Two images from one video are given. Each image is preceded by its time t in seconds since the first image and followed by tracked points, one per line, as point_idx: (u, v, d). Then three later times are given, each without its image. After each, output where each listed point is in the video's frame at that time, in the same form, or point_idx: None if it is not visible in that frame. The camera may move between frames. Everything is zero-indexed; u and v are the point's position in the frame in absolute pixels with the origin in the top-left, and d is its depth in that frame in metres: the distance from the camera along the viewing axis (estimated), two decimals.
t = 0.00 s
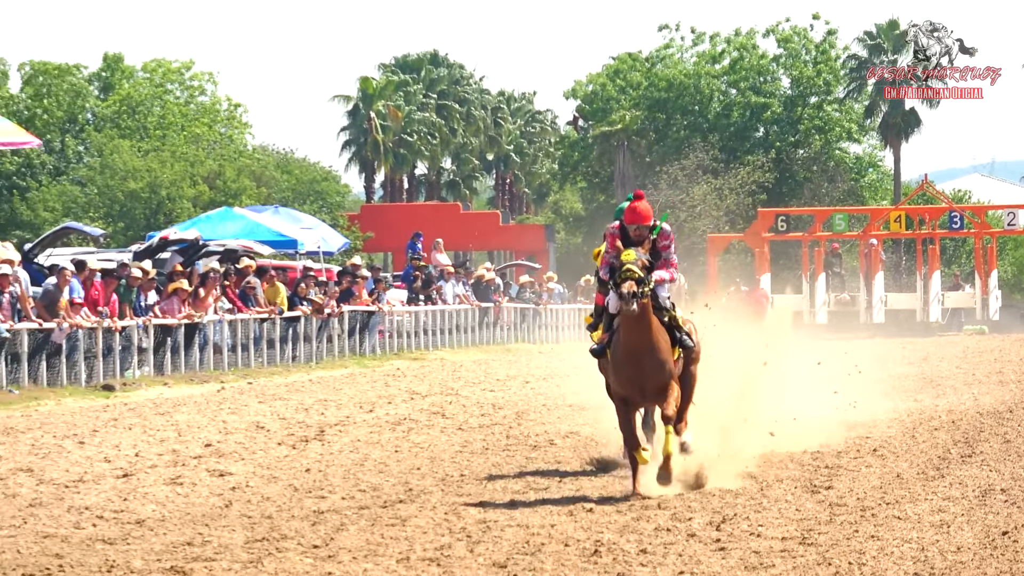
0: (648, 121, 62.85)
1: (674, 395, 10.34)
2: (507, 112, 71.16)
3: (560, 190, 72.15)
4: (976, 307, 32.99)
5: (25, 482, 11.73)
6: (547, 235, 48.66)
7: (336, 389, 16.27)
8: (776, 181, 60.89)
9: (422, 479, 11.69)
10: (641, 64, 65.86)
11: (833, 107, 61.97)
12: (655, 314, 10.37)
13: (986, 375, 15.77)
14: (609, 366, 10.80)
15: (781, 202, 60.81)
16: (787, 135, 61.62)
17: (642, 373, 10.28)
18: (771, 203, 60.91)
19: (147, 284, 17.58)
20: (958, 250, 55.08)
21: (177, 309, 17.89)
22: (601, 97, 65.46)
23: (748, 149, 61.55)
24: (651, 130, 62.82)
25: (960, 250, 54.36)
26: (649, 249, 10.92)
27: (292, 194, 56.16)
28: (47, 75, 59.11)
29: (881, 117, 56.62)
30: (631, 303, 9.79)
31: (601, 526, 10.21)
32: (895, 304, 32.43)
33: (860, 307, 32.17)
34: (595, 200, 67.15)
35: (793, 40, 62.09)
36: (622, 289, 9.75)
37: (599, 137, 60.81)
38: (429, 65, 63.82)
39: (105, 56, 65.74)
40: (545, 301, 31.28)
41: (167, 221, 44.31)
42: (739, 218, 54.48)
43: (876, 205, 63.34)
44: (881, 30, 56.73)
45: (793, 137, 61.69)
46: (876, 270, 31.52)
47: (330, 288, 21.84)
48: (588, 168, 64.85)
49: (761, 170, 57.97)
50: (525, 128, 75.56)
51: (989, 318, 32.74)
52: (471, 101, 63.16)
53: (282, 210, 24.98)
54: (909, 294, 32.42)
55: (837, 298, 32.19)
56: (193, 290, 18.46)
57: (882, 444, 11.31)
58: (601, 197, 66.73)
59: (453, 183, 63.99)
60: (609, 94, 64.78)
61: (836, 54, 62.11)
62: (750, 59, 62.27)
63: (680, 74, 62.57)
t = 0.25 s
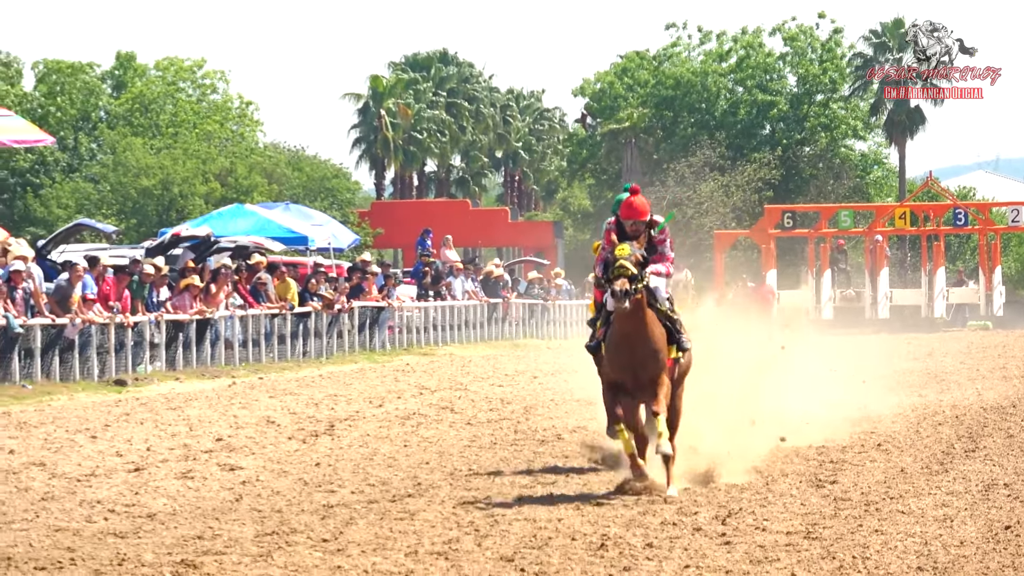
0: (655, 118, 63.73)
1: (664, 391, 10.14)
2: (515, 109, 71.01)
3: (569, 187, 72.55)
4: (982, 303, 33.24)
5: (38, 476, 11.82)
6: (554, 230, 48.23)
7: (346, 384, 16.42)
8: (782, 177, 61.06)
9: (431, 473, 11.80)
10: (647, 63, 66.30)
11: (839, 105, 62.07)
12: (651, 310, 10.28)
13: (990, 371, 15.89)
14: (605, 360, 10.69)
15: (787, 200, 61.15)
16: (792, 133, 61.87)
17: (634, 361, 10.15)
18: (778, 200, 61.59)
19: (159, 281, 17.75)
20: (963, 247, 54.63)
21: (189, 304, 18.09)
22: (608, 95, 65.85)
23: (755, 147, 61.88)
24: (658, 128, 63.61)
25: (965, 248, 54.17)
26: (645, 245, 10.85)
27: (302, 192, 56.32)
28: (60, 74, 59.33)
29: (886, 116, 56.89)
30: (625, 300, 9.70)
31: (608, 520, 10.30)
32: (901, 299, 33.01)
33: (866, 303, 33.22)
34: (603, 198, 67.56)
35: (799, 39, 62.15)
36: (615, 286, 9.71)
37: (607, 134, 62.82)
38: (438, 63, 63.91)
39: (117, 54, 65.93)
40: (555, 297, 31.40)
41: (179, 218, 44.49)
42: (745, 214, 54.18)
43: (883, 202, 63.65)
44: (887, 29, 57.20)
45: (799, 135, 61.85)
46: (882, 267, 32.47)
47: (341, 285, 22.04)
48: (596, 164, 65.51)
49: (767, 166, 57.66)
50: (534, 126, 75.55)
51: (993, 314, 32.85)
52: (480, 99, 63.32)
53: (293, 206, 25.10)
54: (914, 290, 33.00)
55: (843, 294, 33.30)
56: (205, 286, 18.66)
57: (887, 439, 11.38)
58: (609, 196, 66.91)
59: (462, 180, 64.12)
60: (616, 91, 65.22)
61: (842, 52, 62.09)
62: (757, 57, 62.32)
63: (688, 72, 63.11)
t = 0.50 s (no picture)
0: (658, 116, 65.47)
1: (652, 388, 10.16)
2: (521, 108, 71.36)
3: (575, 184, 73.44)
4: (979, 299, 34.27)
5: (45, 471, 11.84)
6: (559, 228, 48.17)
7: (352, 380, 16.58)
8: (784, 175, 62.74)
9: (435, 469, 11.88)
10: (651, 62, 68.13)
11: (840, 104, 63.55)
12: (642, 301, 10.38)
13: (986, 370, 16.15)
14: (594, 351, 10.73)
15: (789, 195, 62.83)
16: (794, 131, 63.25)
17: (624, 354, 10.21)
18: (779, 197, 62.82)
19: (167, 279, 17.85)
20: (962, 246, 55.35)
21: (196, 302, 18.25)
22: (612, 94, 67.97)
23: (756, 145, 63.31)
24: (662, 126, 65.57)
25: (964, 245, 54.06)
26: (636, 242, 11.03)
27: (310, 190, 56.51)
28: (69, 73, 59.66)
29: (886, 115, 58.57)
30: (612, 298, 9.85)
31: (610, 515, 10.37)
32: (900, 295, 33.80)
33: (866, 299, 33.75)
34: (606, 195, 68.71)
35: (801, 39, 63.58)
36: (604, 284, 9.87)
37: (610, 133, 64.87)
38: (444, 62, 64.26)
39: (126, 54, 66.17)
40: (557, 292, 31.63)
41: (187, 216, 44.63)
42: (747, 212, 55.82)
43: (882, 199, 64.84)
44: (887, 28, 58.50)
45: (800, 133, 63.31)
46: (882, 263, 33.11)
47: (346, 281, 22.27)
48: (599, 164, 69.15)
49: (768, 164, 58.90)
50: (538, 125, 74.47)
51: (993, 310, 33.97)
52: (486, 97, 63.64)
53: (299, 205, 25.24)
54: (914, 287, 33.82)
55: (843, 290, 33.89)
56: (211, 283, 18.77)
57: (886, 434, 11.53)
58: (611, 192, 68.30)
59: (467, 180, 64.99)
60: (620, 90, 67.27)
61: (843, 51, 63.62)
62: (758, 55, 63.76)
63: (691, 71, 64.47)
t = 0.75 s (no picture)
0: (661, 116, 65.57)
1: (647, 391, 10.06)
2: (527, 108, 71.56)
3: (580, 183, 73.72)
4: (980, 298, 34.58)
5: (55, 469, 11.93)
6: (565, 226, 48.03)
7: (358, 378, 16.71)
8: (786, 176, 62.86)
9: (441, 467, 11.98)
10: (653, 62, 68.56)
11: (842, 104, 63.70)
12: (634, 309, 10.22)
13: (986, 368, 16.30)
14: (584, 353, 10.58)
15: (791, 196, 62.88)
16: (796, 132, 63.41)
17: (616, 360, 10.07)
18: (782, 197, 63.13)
19: (176, 278, 17.96)
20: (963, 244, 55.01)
21: (204, 301, 18.39)
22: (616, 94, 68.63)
23: (759, 145, 63.53)
24: (664, 126, 65.64)
25: (964, 245, 54.51)
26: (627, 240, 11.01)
27: (318, 190, 56.67)
28: (78, 74, 60.42)
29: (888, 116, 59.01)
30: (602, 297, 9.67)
31: (613, 513, 10.46)
32: (902, 294, 34.09)
33: (868, 299, 33.81)
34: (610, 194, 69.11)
35: (802, 40, 64.06)
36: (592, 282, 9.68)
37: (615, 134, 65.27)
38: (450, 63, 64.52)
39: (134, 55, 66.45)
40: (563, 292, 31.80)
41: (196, 215, 44.77)
42: (750, 211, 56.11)
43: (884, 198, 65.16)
44: (888, 29, 58.60)
45: (802, 134, 63.26)
46: (884, 263, 33.35)
47: (352, 281, 22.43)
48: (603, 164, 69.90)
49: (770, 164, 58.70)
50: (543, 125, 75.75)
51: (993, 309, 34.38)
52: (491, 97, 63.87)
53: (306, 205, 25.37)
54: (915, 286, 34.07)
55: (845, 290, 33.79)
56: (220, 282, 18.91)
57: (887, 433, 11.62)
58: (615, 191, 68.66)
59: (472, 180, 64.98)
60: (623, 90, 67.66)
61: (845, 52, 63.98)
62: (760, 57, 64.25)
63: (694, 71, 64.87)
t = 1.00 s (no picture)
0: (666, 117, 65.92)
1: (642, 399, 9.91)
2: (532, 109, 71.76)
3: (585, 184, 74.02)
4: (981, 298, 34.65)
5: (64, 468, 12.03)
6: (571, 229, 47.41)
7: (365, 377, 16.83)
8: (789, 176, 62.97)
9: (447, 465, 12.10)
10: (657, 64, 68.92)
11: (844, 105, 64.21)
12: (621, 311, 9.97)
13: (985, 366, 16.46)
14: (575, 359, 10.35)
15: (794, 196, 63.03)
16: (799, 133, 63.85)
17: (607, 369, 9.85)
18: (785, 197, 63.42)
19: (185, 278, 18.07)
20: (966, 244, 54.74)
21: (213, 301, 18.50)
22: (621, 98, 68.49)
23: (762, 145, 63.89)
24: (668, 127, 65.84)
25: (966, 244, 54.39)
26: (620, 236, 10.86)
27: (325, 191, 56.84)
28: (88, 75, 60.61)
29: (891, 116, 59.05)
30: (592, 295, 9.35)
31: (617, 510, 10.56)
32: (904, 294, 34.27)
33: (869, 298, 34.27)
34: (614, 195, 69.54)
35: (805, 41, 64.71)
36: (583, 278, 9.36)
37: (619, 135, 65.90)
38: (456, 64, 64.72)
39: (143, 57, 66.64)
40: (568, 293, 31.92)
41: (204, 216, 44.89)
42: (753, 210, 56.29)
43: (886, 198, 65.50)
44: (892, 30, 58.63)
45: (805, 134, 63.83)
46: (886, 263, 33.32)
47: (360, 280, 22.57)
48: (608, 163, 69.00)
49: (774, 165, 59.09)
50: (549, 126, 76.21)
51: (994, 308, 34.42)
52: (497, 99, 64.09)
53: (314, 205, 25.49)
54: (917, 286, 34.24)
55: (848, 289, 34.29)
56: (228, 282, 19.02)
57: (889, 432, 11.70)
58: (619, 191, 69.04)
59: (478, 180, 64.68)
60: (628, 93, 67.82)
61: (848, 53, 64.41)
62: (764, 58, 64.92)
63: (698, 73, 65.35)
